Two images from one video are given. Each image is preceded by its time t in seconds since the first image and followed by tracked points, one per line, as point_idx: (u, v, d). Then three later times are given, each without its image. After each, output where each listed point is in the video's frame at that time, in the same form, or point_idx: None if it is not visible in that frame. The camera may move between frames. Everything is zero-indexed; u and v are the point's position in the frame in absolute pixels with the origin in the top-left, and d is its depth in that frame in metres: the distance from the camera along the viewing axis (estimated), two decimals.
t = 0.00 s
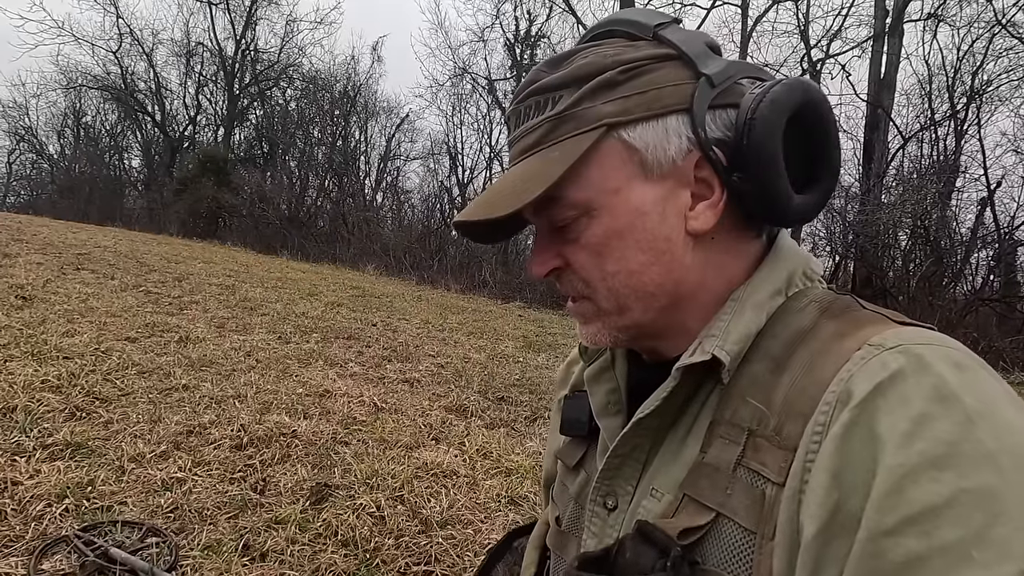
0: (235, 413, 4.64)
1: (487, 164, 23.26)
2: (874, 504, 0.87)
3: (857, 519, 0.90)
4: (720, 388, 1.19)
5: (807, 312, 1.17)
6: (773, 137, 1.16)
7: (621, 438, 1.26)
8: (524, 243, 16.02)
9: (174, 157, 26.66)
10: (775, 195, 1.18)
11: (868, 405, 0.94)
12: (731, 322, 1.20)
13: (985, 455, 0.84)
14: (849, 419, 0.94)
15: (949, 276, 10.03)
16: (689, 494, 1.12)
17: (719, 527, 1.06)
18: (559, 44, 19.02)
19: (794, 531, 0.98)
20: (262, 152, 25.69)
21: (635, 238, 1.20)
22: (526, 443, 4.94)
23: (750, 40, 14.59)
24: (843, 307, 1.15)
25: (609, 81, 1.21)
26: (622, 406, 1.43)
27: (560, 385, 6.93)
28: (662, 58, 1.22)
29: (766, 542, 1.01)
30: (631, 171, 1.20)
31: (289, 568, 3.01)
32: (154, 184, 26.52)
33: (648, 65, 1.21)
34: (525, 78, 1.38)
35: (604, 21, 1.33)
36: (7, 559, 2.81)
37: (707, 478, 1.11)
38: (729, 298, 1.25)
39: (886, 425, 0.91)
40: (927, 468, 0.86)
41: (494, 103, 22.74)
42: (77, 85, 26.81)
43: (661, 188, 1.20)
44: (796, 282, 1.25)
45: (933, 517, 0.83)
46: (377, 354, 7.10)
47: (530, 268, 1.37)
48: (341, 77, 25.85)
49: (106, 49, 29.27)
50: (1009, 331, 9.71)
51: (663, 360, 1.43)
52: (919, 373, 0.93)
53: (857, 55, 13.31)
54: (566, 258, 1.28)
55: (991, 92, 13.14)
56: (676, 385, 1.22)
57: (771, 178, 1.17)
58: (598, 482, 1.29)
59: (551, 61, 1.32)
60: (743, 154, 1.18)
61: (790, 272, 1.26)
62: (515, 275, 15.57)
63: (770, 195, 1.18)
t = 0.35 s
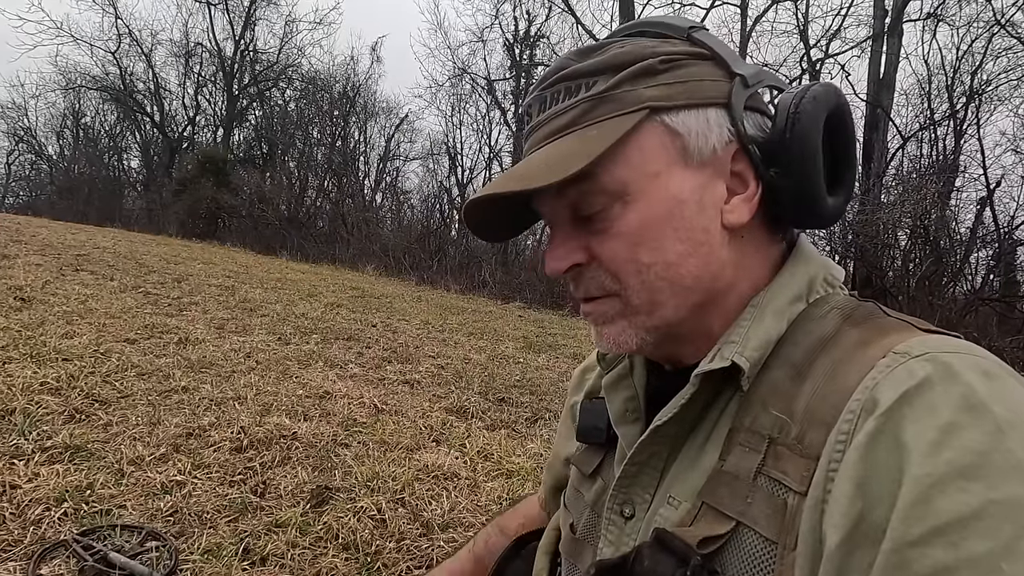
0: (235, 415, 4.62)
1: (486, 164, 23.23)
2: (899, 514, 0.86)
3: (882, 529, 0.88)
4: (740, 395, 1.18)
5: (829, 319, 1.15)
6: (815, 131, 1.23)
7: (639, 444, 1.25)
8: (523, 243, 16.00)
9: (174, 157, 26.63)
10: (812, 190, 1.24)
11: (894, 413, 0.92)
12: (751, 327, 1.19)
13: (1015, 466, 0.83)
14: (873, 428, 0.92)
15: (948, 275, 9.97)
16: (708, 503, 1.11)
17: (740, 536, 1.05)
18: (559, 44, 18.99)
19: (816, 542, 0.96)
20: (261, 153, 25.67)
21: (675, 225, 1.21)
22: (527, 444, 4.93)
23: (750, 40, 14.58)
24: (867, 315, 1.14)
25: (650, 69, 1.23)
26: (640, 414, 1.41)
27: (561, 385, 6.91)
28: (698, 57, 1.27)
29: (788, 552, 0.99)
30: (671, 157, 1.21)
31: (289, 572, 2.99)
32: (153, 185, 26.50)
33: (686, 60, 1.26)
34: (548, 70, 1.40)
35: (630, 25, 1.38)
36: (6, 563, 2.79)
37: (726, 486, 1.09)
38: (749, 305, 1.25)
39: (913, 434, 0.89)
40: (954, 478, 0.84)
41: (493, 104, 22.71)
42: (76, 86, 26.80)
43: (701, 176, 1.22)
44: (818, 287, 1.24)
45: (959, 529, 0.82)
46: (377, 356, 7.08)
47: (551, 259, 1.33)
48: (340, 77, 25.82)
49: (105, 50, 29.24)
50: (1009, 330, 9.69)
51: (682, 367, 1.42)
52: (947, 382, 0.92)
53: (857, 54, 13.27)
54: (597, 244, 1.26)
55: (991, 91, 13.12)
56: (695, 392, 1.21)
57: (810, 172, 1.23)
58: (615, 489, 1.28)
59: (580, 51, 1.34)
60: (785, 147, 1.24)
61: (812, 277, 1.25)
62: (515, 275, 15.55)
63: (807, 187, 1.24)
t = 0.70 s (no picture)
0: (235, 415, 4.63)
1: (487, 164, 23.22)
2: (894, 522, 0.87)
3: (878, 537, 0.89)
4: (735, 399, 1.18)
5: (825, 322, 1.15)
6: (786, 121, 1.25)
7: (633, 447, 1.26)
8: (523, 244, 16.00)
9: (174, 158, 26.62)
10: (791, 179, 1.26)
11: (890, 421, 0.92)
12: (746, 331, 1.19)
13: (1014, 476, 0.83)
14: (870, 434, 0.93)
15: (949, 275, 9.86)
16: (701, 507, 1.12)
17: (733, 540, 1.06)
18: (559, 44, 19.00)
19: (810, 548, 0.96)
20: (262, 153, 25.68)
21: (652, 216, 1.24)
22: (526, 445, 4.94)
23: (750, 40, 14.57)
24: (863, 318, 1.13)
25: (621, 71, 1.29)
26: (637, 414, 1.42)
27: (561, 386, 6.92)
28: (668, 61, 1.32)
29: (782, 558, 1.00)
30: (646, 152, 1.26)
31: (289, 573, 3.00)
32: (153, 185, 26.50)
33: (657, 65, 1.31)
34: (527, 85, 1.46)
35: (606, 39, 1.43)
36: (5, 564, 2.80)
37: (721, 491, 1.10)
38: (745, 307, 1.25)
39: (909, 442, 0.90)
40: (950, 488, 0.85)
41: (493, 104, 22.72)
42: (76, 87, 26.82)
43: (676, 170, 1.26)
44: (816, 290, 1.24)
45: (956, 537, 0.83)
46: (376, 356, 7.09)
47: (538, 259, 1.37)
48: (340, 78, 25.81)
49: (105, 50, 29.25)
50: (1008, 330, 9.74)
51: (678, 367, 1.42)
52: (944, 390, 0.92)
53: (857, 54, 13.29)
54: (578, 238, 1.30)
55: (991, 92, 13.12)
56: (690, 394, 1.21)
57: (785, 161, 1.25)
58: (610, 491, 1.29)
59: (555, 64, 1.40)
60: (757, 140, 1.27)
61: (809, 279, 1.25)
62: (515, 275, 15.55)
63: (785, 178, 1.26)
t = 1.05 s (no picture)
0: (235, 413, 4.64)
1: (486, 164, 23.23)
2: (874, 501, 0.89)
3: (861, 514, 0.91)
4: (724, 386, 1.20)
5: (810, 311, 1.18)
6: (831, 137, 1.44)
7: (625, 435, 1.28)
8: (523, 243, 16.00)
9: (173, 157, 26.61)
10: (826, 185, 1.43)
11: (873, 403, 0.95)
12: (736, 320, 1.22)
13: (987, 454, 0.85)
14: (852, 416, 0.95)
15: (949, 274, 9.94)
16: (691, 492, 1.13)
17: (722, 523, 1.07)
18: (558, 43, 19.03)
19: (797, 529, 0.98)
20: (261, 152, 25.69)
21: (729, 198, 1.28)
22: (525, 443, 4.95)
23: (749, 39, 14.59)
24: (847, 307, 1.16)
25: (705, 44, 1.30)
26: (627, 405, 1.44)
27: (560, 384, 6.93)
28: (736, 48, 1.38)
29: (769, 539, 1.01)
30: (725, 132, 1.29)
31: (289, 568, 3.02)
32: (153, 185, 26.50)
33: (730, 47, 1.35)
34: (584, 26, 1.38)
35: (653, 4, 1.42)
36: (8, 559, 2.82)
37: (710, 476, 1.12)
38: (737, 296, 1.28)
39: (890, 423, 0.92)
40: (925, 466, 0.87)
41: (492, 104, 22.73)
42: (76, 86, 26.80)
43: (746, 155, 1.31)
44: (801, 281, 1.29)
45: (932, 513, 0.85)
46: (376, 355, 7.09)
47: (596, 223, 1.34)
48: (340, 77, 25.81)
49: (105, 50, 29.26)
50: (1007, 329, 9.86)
51: (670, 356, 1.45)
52: (924, 372, 0.94)
53: (856, 54, 13.32)
54: (649, 208, 1.29)
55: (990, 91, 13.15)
56: (680, 382, 1.24)
57: (830, 169, 1.43)
58: (603, 479, 1.31)
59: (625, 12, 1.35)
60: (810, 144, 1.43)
61: (795, 270, 1.30)
62: (515, 275, 15.55)
63: (824, 184, 1.43)
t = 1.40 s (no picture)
0: (233, 411, 4.65)
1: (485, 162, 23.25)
2: (857, 494, 0.90)
3: (845, 506, 0.92)
4: (711, 382, 1.21)
5: (796, 307, 1.19)
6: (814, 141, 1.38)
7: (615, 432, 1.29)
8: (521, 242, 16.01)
9: (171, 156, 26.56)
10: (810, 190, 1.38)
11: (855, 396, 0.97)
12: (724, 317, 1.23)
13: (967, 447, 0.86)
14: (837, 409, 0.97)
15: (946, 273, 9.97)
16: (680, 486, 1.14)
17: (710, 517, 1.08)
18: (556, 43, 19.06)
19: (782, 521, 1.00)
20: (260, 151, 25.68)
21: (696, 220, 1.23)
22: (523, 441, 4.96)
23: (747, 39, 14.62)
24: (832, 304, 1.17)
25: (674, 56, 1.23)
26: (616, 402, 1.45)
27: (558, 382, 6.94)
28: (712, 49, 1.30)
29: (755, 532, 1.03)
30: (695, 148, 1.22)
31: (287, 566, 3.03)
32: (151, 184, 26.48)
33: (705, 51, 1.27)
34: (552, 42, 1.34)
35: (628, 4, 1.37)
36: (7, 556, 2.83)
37: (698, 470, 1.13)
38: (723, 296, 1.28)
39: (873, 417, 0.93)
40: (907, 459, 0.88)
41: (491, 103, 22.74)
42: (73, 85, 26.74)
43: (718, 170, 1.24)
44: (787, 278, 1.28)
45: (912, 505, 0.86)
46: (374, 353, 7.10)
47: (564, 247, 1.31)
48: (338, 76, 25.79)
49: (103, 49, 29.24)
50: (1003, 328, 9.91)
51: (658, 356, 1.44)
52: (905, 366, 0.96)
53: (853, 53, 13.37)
54: (616, 234, 1.26)
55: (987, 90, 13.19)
56: (670, 379, 1.24)
57: (811, 170, 1.37)
58: (594, 475, 1.31)
59: (593, 27, 1.30)
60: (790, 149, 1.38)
61: (781, 267, 1.30)
62: (513, 274, 15.55)
63: (806, 191, 1.38)
